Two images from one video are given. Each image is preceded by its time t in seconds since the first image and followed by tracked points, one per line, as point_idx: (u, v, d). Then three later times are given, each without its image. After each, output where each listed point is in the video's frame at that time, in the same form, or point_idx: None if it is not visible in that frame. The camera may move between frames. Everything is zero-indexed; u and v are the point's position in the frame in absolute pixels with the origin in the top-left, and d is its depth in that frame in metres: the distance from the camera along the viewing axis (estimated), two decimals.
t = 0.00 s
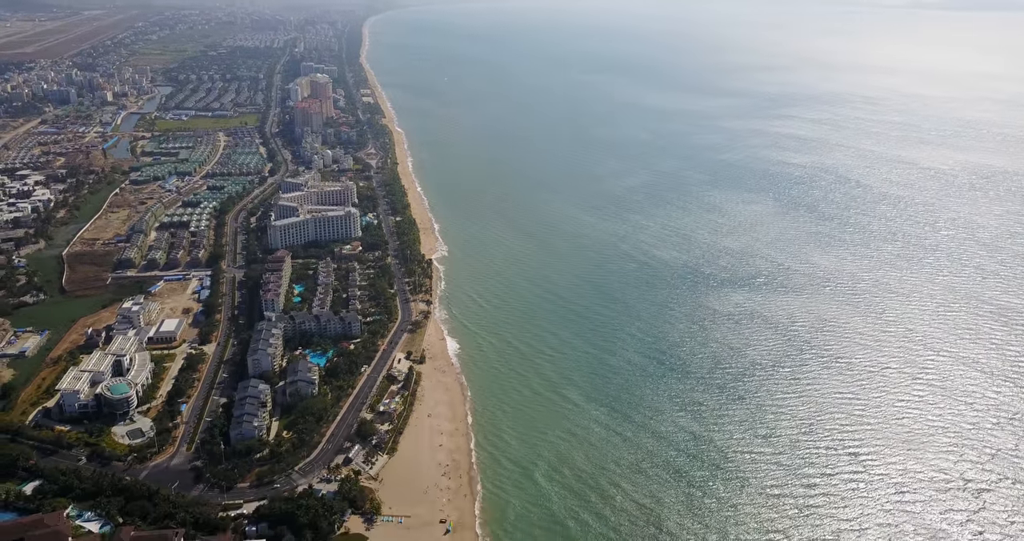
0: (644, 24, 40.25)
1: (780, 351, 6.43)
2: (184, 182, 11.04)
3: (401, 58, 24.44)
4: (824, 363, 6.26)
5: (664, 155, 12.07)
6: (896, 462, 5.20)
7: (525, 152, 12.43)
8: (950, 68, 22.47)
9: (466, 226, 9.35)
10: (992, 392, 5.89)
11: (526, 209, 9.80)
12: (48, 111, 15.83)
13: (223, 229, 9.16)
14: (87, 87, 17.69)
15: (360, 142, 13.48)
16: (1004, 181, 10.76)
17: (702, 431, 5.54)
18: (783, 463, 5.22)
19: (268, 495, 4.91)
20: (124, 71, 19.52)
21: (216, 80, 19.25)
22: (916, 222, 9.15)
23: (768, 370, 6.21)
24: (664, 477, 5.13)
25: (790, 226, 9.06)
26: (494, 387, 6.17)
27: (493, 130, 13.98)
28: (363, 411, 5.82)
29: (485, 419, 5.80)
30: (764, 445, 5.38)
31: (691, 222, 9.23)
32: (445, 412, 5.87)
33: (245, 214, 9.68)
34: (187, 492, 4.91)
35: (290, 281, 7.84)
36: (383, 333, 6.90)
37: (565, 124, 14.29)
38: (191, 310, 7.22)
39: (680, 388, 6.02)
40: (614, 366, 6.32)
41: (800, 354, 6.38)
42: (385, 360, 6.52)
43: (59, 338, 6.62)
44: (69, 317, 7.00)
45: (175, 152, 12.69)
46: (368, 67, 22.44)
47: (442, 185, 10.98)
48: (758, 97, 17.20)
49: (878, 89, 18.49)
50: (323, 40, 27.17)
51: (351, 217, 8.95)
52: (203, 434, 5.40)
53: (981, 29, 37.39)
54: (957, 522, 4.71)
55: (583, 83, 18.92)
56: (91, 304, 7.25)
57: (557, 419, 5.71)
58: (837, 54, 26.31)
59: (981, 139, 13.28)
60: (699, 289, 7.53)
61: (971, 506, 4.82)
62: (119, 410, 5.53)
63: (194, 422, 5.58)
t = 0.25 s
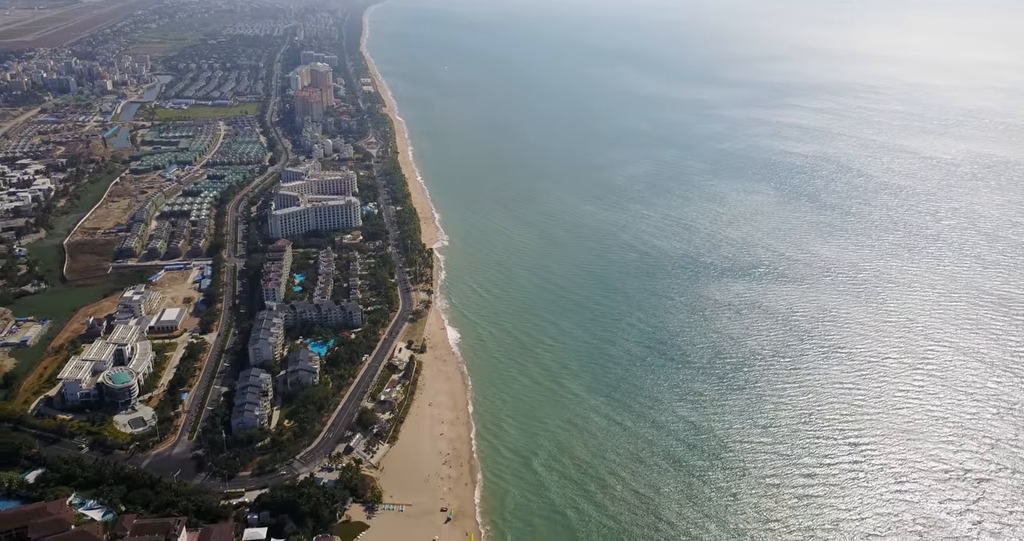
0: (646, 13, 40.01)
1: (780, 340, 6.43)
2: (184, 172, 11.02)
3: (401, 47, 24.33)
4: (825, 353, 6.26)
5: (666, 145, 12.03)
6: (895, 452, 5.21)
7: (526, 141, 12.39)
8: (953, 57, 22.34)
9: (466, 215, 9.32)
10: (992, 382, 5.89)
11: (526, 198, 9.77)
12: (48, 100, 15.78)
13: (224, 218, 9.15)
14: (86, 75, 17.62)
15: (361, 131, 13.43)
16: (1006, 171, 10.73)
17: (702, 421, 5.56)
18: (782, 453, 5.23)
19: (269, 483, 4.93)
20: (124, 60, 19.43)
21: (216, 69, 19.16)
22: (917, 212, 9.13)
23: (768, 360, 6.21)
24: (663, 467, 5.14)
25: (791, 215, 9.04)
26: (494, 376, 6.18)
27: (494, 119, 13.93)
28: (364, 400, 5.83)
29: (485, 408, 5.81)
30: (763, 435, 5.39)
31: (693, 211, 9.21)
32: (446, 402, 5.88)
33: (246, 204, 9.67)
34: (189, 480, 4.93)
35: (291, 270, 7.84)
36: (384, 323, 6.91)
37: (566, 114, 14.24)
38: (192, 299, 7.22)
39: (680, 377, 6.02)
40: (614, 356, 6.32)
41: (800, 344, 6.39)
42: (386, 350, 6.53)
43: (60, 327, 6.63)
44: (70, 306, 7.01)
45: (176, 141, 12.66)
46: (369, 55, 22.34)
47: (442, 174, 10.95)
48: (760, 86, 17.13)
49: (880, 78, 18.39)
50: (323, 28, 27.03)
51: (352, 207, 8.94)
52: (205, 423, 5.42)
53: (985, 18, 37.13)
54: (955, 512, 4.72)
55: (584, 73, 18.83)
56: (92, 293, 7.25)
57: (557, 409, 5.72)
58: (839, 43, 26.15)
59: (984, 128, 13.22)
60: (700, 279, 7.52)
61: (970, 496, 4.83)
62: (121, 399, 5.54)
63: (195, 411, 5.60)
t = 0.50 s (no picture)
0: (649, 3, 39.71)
1: (781, 331, 6.43)
2: (185, 161, 10.99)
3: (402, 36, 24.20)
4: (825, 343, 6.26)
5: (667, 135, 11.98)
6: (895, 442, 5.22)
7: (527, 131, 12.35)
8: (956, 47, 22.21)
9: (466, 205, 9.30)
10: (993, 373, 5.89)
11: (527, 188, 9.75)
12: (48, 89, 15.72)
13: (224, 208, 9.13)
14: (86, 65, 17.55)
15: (361, 120, 13.39)
16: (1009, 161, 10.68)
17: (701, 411, 5.56)
18: (782, 443, 5.24)
19: (271, 472, 4.95)
20: (123, 49, 19.34)
21: (216, 58, 19.08)
22: (919, 202, 9.10)
23: (769, 350, 6.21)
24: (663, 457, 5.15)
25: (793, 205, 9.02)
26: (494, 367, 6.18)
27: (495, 109, 13.87)
28: (365, 390, 5.84)
29: (485, 398, 5.82)
30: (763, 425, 5.40)
31: (694, 202, 9.18)
32: (447, 391, 5.89)
33: (246, 193, 9.65)
34: (191, 469, 4.95)
35: (291, 260, 7.83)
36: (385, 313, 6.90)
37: (567, 103, 14.18)
38: (193, 289, 7.22)
39: (679, 368, 6.03)
40: (615, 346, 6.33)
41: (801, 334, 6.38)
42: (387, 339, 6.53)
43: (61, 316, 6.64)
44: (72, 296, 7.01)
45: (176, 130, 12.62)
46: (369, 44, 22.23)
47: (443, 164, 10.92)
48: (762, 76, 17.03)
49: (884, 68, 18.28)
50: (323, 17, 26.88)
51: (352, 197, 8.92)
52: (206, 413, 5.43)
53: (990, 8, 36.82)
54: (955, 502, 4.73)
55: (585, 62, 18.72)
56: (93, 283, 7.26)
57: (557, 399, 5.73)
58: (842, 32, 25.97)
59: (987, 118, 13.15)
60: (701, 269, 7.50)
61: (970, 486, 4.84)
62: (123, 388, 5.56)
63: (197, 400, 5.61)
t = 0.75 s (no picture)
0: None
1: (781, 321, 6.43)
2: (185, 151, 10.97)
3: (402, 25, 24.08)
4: (825, 334, 6.26)
5: (668, 125, 11.94)
6: (895, 433, 5.23)
7: (528, 121, 12.31)
8: (958, 36, 22.08)
9: (467, 195, 9.28)
10: (993, 364, 5.90)
11: (528, 178, 9.73)
12: (47, 79, 15.67)
13: (225, 198, 9.13)
14: (86, 54, 17.49)
15: (362, 110, 13.35)
16: (1011, 151, 10.63)
17: (701, 402, 5.58)
18: (782, 434, 5.26)
19: (272, 462, 4.97)
20: (123, 38, 19.26)
21: (216, 48, 19.00)
22: (921, 193, 9.07)
23: (769, 341, 6.21)
24: (663, 447, 5.17)
25: (794, 196, 9.00)
26: (495, 357, 6.19)
27: (496, 99, 13.83)
28: (366, 380, 5.86)
29: (485, 388, 5.83)
30: (763, 416, 5.42)
31: (695, 192, 9.16)
32: (447, 381, 5.90)
33: (247, 183, 9.64)
34: (193, 459, 4.97)
35: (292, 250, 7.83)
36: (386, 303, 6.91)
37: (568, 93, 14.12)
38: (194, 279, 7.23)
39: (679, 359, 6.03)
40: (615, 337, 6.33)
41: (801, 324, 6.38)
42: (388, 330, 6.54)
43: (63, 307, 6.65)
44: (73, 286, 7.02)
45: (176, 120, 12.59)
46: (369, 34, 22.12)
47: (443, 154, 10.89)
48: (764, 66, 16.94)
49: (886, 58, 18.18)
50: (323, 6, 26.73)
51: (352, 187, 8.90)
52: (208, 402, 5.45)
53: None
54: (954, 492, 4.75)
55: (586, 52, 18.63)
56: (94, 273, 7.26)
57: (557, 389, 5.74)
58: (846, 22, 25.78)
59: (990, 108, 13.08)
60: (702, 260, 7.50)
61: (969, 476, 4.86)
62: (124, 378, 5.58)
63: (198, 390, 5.63)
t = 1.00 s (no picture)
0: None
1: (781, 312, 6.43)
2: (185, 141, 10.95)
3: (403, 14, 23.94)
4: (826, 325, 6.26)
5: (670, 115, 11.90)
6: (894, 423, 5.24)
7: (528, 111, 12.26)
8: (961, 26, 21.94)
9: (467, 186, 9.26)
10: (993, 355, 5.90)
11: (528, 168, 9.71)
12: (47, 69, 15.61)
13: (225, 188, 9.12)
14: (85, 44, 17.41)
15: (362, 100, 13.30)
16: (1013, 141, 10.59)
17: (701, 393, 5.59)
18: (782, 425, 5.27)
19: (274, 452, 4.98)
20: (122, 28, 19.17)
21: (216, 37, 18.91)
22: (923, 183, 9.04)
23: (769, 331, 6.21)
24: (664, 438, 5.18)
25: (795, 186, 8.97)
26: (495, 348, 6.19)
27: (496, 89, 13.77)
28: (367, 370, 5.87)
29: (485, 379, 5.84)
30: (763, 406, 5.43)
31: (696, 182, 9.14)
32: (448, 372, 5.91)
33: (247, 174, 9.63)
34: (194, 449, 4.98)
35: (293, 241, 7.83)
36: (386, 293, 6.91)
37: (569, 83, 14.07)
38: (195, 269, 7.23)
39: (680, 349, 6.04)
40: (615, 328, 6.33)
41: (802, 315, 6.38)
42: (389, 320, 6.54)
43: (64, 297, 6.66)
44: (74, 276, 7.02)
45: (176, 110, 12.55)
46: (369, 23, 22.02)
47: (444, 144, 10.86)
48: (766, 56, 16.85)
49: (889, 47, 18.07)
50: None
51: (353, 177, 8.89)
52: (209, 392, 5.46)
53: None
54: (953, 483, 4.76)
55: (587, 41, 18.54)
56: (95, 263, 7.27)
57: (557, 380, 5.75)
58: (848, 11, 25.60)
59: (993, 98, 13.01)
60: (703, 250, 7.49)
61: (968, 467, 4.87)
62: (126, 368, 5.60)
63: (199, 380, 5.64)
